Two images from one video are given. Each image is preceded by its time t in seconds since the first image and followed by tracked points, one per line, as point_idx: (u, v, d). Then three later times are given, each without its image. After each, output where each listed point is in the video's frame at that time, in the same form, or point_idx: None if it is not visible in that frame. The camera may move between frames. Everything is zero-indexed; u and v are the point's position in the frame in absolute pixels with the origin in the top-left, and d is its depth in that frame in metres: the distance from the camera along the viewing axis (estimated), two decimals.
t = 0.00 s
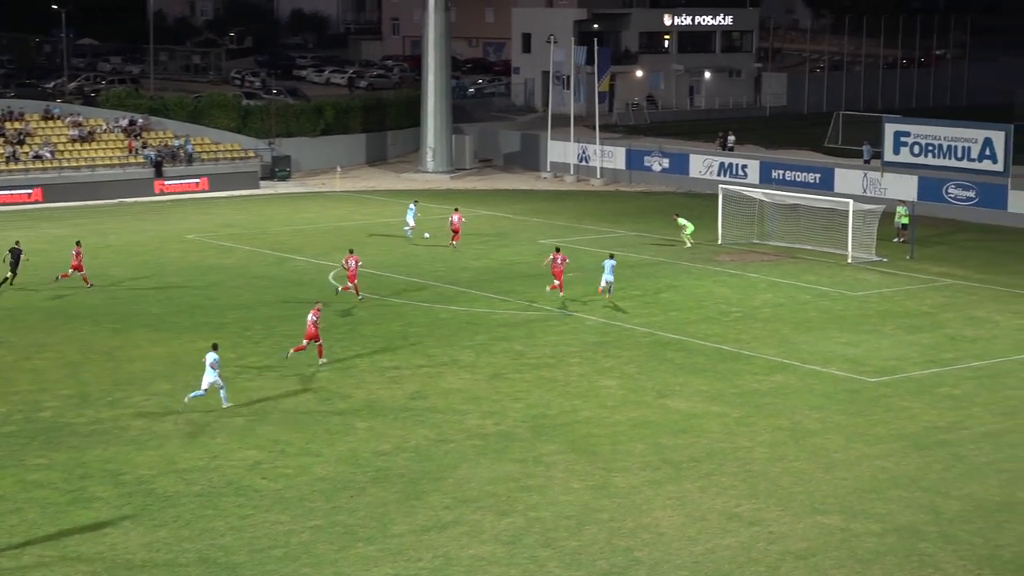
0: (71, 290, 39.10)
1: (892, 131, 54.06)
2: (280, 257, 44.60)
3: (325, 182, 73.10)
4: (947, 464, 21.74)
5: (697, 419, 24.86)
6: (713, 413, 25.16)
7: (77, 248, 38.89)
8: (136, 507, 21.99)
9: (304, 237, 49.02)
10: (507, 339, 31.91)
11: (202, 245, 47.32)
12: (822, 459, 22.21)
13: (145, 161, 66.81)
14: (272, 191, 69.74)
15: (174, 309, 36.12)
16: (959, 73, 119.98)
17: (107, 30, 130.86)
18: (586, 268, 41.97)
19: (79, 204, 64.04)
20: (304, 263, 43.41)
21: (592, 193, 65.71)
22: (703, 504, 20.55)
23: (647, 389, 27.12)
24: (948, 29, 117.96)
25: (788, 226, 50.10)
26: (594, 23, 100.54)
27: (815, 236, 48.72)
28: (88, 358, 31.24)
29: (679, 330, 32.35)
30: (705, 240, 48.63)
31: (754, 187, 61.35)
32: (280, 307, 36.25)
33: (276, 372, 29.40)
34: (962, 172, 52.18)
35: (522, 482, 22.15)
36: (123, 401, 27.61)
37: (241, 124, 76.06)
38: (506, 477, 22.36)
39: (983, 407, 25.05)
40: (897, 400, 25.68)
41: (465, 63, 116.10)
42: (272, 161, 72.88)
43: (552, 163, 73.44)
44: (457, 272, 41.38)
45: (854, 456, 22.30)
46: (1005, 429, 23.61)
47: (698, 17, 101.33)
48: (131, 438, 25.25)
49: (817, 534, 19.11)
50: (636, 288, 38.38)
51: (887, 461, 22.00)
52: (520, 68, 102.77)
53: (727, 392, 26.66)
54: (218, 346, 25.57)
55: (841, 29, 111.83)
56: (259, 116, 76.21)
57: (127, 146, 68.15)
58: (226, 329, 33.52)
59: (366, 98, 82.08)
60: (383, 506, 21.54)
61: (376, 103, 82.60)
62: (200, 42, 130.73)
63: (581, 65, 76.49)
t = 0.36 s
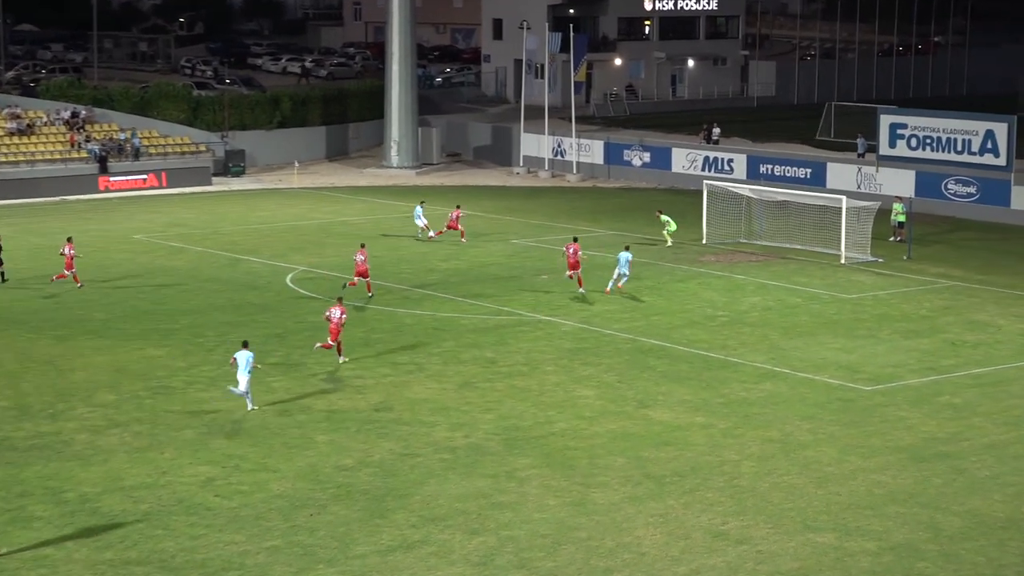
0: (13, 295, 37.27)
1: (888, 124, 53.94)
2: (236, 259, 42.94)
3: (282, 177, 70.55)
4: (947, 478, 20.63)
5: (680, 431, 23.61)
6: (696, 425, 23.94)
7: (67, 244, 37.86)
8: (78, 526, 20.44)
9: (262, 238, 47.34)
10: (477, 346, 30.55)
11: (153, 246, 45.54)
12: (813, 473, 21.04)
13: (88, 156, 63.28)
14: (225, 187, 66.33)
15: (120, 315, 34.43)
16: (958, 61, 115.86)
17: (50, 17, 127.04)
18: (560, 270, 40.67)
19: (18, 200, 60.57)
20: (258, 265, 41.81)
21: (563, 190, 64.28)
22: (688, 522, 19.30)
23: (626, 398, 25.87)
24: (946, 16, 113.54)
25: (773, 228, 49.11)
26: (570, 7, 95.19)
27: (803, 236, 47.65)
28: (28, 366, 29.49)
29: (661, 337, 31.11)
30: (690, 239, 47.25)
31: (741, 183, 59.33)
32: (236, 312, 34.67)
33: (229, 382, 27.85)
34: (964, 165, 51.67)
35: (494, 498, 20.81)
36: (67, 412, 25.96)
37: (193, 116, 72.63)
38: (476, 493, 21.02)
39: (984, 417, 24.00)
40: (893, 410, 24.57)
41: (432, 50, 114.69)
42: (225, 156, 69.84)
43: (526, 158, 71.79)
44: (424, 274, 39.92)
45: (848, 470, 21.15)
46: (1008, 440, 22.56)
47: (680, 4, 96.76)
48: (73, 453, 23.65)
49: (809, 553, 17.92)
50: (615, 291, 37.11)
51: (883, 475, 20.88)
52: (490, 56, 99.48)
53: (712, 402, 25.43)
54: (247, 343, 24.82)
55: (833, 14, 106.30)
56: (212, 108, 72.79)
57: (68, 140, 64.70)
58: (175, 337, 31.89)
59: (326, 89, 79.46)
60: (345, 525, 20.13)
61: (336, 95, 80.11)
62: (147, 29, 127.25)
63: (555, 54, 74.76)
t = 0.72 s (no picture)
0: None
1: (878, 120, 52.81)
2: (206, 261, 42.14)
3: (255, 176, 69.60)
4: (939, 485, 20.16)
5: (664, 437, 23.07)
6: (682, 431, 23.41)
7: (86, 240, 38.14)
8: (43, 537, 19.71)
9: (233, 239, 46.51)
10: (456, 350, 29.93)
11: (121, 248, 44.66)
12: (802, 480, 20.54)
13: (54, 155, 62.22)
14: (195, 186, 65.30)
15: (87, 319, 33.60)
16: (950, 55, 115.25)
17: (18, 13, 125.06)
18: (540, 272, 40.06)
19: None
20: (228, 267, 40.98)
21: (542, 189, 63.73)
22: (673, 531, 18.76)
23: (610, 404, 25.31)
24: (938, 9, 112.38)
25: (760, 228, 48.58)
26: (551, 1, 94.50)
27: (791, 237, 47.18)
28: None
29: (646, 340, 30.57)
30: (676, 240, 46.75)
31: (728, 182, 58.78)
32: (206, 315, 33.91)
33: (199, 388, 27.13)
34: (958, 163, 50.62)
35: (473, 507, 20.22)
36: (31, 420, 25.17)
37: (161, 114, 72.04)
38: (455, 502, 20.42)
39: (978, 422, 23.56)
40: (883, 414, 24.11)
41: (408, 46, 114.00)
42: (195, 154, 68.86)
43: (505, 157, 71.12)
44: (400, 276, 39.24)
45: (838, 477, 20.66)
46: (1001, 445, 22.14)
47: None
48: (37, 461, 22.89)
49: (798, 562, 17.41)
50: (597, 293, 36.54)
51: (874, 481, 20.41)
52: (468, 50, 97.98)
53: (698, 408, 24.91)
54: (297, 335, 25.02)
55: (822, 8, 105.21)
56: (181, 105, 72.18)
57: (34, 139, 63.63)
58: (144, 341, 31.13)
59: (298, 85, 78.41)
60: (319, 535, 19.49)
61: (309, 90, 78.89)
62: (114, 23, 125.10)
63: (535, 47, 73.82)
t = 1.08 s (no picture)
0: None
1: (865, 121, 52.97)
2: (190, 262, 41.92)
3: (239, 176, 69.28)
4: (928, 486, 20.12)
5: (651, 439, 22.99)
6: (669, 433, 23.31)
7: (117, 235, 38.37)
8: (27, 539, 19.51)
9: (217, 240, 46.30)
10: (441, 352, 29.79)
11: (104, 249, 44.40)
12: (790, 482, 20.47)
13: (37, 155, 61.79)
14: (179, 186, 64.86)
15: (70, 320, 33.40)
16: (938, 55, 115.13)
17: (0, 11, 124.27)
18: (526, 273, 39.96)
19: None
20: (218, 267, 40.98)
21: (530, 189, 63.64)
22: (660, 533, 18.67)
23: (596, 405, 25.21)
24: (926, 9, 112.29)
25: (748, 228, 48.52)
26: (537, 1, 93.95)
27: (780, 237, 47.19)
28: None
29: (633, 341, 30.49)
30: (663, 240, 46.76)
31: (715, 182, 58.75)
32: (189, 317, 33.74)
33: (183, 390, 26.96)
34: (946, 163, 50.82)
35: (459, 509, 20.09)
36: (12, 422, 24.92)
37: (145, 114, 71.44)
38: (442, 504, 20.30)
39: (966, 424, 23.53)
40: (872, 416, 24.07)
41: (394, 45, 113.82)
42: (179, 155, 68.46)
43: (491, 157, 71.04)
44: (384, 277, 39.08)
45: (825, 478, 20.61)
46: (990, 447, 22.09)
47: None
48: (21, 464, 22.66)
49: (785, 565, 17.32)
50: (583, 294, 36.44)
51: (862, 483, 20.35)
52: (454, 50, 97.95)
53: (685, 409, 24.82)
54: (353, 324, 25.36)
55: (810, 8, 105.44)
56: (165, 105, 71.62)
57: (17, 139, 63.16)
58: (127, 343, 30.94)
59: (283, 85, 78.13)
60: (304, 537, 19.34)
61: (294, 90, 78.53)
62: (97, 23, 124.27)
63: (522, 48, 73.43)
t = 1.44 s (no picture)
0: None
1: (867, 117, 53.39)
2: (169, 264, 41.16)
3: (220, 175, 68.39)
4: (931, 496, 19.56)
5: (646, 446, 22.39)
6: (664, 440, 22.70)
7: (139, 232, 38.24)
8: None
9: (198, 240, 45.54)
10: (429, 356, 29.13)
11: (81, 250, 43.59)
12: (788, 491, 19.88)
13: (9, 153, 61.21)
14: (156, 185, 63.95)
15: (45, 324, 32.61)
16: (942, 49, 114.68)
17: None
18: (515, 274, 39.31)
19: None
20: (179, 271, 39.81)
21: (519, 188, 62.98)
22: (655, 544, 18.06)
23: (589, 412, 24.59)
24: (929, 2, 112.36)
25: (736, 229, 48.05)
26: None
27: (771, 237, 46.69)
28: None
29: (626, 345, 29.88)
30: (655, 241, 46.22)
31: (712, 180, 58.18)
32: (167, 320, 32.95)
33: (161, 396, 26.23)
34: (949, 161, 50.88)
35: (446, 520, 19.44)
36: None
37: (119, 110, 70.73)
38: (428, 514, 19.65)
39: (971, 430, 22.99)
40: (874, 422, 23.52)
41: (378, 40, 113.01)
42: (156, 153, 67.55)
43: (480, 155, 70.44)
44: (370, 279, 38.40)
45: (825, 487, 20.03)
46: (995, 454, 21.56)
47: None
48: None
49: None
50: (573, 296, 35.85)
51: (864, 491, 19.79)
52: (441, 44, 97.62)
53: (680, 416, 24.23)
54: (402, 317, 25.46)
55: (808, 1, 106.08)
56: (141, 100, 70.97)
57: None
58: (103, 347, 30.18)
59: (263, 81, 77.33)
60: (285, 548, 18.66)
61: (275, 86, 77.75)
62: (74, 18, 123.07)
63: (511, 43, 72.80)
